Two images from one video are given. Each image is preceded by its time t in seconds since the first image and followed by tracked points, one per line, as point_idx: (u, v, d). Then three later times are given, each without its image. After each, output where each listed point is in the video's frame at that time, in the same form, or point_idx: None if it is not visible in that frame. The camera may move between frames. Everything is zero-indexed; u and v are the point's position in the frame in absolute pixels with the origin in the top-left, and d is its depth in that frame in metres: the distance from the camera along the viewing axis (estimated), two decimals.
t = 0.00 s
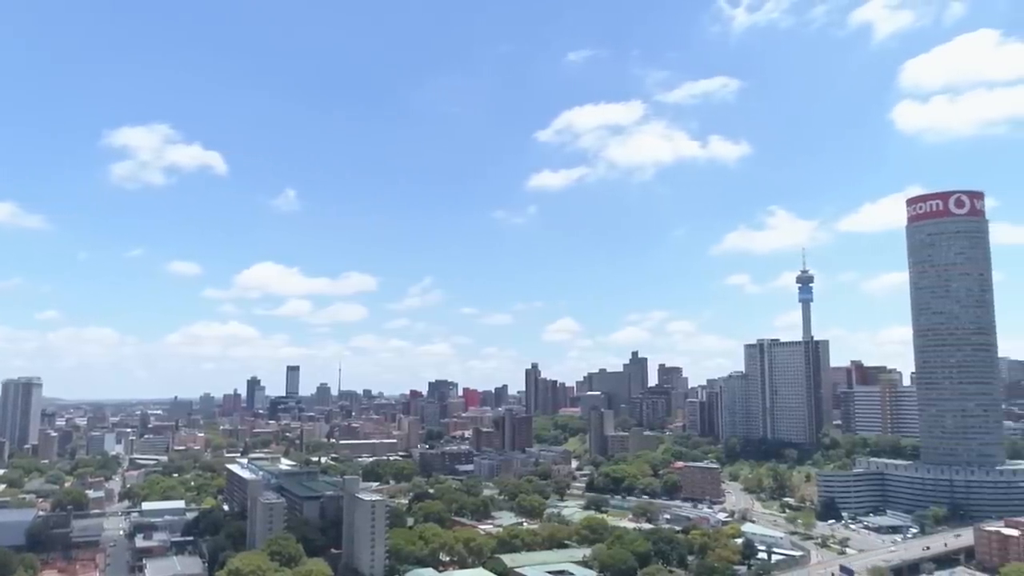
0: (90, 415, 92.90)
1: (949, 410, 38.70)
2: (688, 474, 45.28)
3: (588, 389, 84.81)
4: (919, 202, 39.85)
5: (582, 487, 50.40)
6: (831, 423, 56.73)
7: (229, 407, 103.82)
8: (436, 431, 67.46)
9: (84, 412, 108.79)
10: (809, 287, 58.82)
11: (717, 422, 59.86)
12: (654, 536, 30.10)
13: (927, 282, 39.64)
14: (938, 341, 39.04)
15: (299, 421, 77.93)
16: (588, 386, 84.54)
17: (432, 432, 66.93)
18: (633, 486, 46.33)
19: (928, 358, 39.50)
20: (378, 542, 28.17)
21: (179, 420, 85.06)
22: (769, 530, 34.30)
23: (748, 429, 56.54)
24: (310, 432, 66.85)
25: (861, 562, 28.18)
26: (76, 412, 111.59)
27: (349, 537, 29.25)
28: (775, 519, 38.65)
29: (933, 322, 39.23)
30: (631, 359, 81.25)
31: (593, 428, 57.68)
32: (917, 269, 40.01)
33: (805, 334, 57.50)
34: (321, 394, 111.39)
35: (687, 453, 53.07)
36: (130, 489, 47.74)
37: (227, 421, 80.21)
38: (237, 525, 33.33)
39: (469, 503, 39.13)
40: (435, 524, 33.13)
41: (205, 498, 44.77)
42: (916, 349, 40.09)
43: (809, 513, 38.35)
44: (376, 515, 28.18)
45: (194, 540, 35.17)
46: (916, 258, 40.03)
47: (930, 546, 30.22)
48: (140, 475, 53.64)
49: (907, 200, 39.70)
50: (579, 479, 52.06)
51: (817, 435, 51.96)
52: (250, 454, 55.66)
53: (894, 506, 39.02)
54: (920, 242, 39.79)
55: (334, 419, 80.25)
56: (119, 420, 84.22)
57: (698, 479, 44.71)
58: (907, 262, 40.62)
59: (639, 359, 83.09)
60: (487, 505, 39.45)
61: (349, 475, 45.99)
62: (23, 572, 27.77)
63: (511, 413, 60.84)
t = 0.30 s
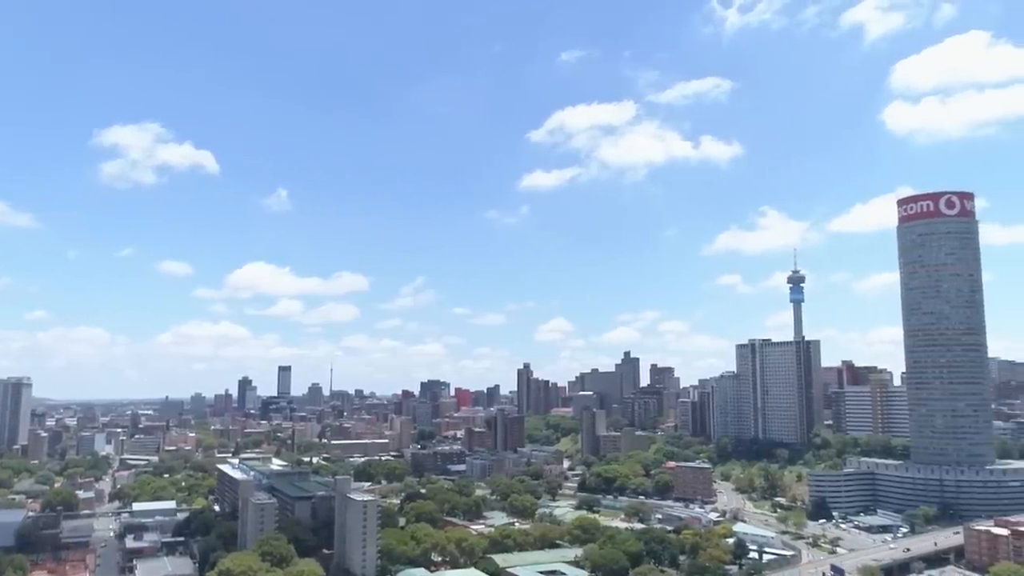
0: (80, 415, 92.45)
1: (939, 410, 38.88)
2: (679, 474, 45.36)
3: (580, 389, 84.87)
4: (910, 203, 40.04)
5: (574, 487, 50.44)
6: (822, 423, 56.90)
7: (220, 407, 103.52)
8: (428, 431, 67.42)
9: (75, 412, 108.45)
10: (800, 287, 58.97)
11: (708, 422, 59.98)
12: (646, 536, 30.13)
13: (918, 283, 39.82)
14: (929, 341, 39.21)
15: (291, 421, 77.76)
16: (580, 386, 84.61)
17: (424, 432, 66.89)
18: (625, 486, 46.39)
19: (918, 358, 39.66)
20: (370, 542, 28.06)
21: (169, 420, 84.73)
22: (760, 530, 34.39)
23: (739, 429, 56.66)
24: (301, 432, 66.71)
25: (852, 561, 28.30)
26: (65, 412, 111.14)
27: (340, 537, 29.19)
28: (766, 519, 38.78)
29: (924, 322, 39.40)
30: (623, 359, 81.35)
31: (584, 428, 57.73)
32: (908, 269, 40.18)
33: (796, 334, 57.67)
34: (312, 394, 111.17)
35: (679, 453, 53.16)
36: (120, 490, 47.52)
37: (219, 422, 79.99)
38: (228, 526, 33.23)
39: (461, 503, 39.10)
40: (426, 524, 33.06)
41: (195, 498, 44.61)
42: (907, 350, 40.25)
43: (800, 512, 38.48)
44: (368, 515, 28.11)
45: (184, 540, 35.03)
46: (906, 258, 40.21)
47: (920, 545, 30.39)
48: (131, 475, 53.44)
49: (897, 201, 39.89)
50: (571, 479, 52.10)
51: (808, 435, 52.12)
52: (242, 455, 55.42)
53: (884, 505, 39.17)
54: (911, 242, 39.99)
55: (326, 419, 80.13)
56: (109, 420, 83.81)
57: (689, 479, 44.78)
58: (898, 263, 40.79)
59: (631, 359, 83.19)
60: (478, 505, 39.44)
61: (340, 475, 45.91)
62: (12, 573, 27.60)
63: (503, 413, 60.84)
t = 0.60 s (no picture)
0: (71, 415, 92.07)
1: (932, 411, 39.02)
2: (673, 474, 45.42)
3: (573, 389, 84.89)
4: (902, 204, 40.18)
5: (567, 487, 50.46)
6: (815, 423, 57.04)
7: (213, 407, 103.27)
8: (421, 431, 67.38)
9: (66, 412, 108.04)
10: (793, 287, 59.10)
11: (701, 422, 60.07)
12: (639, 536, 30.16)
13: (910, 283, 39.96)
14: (921, 341, 39.35)
15: (284, 421, 77.58)
16: (574, 386, 84.66)
17: (417, 432, 66.85)
18: (618, 486, 46.42)
19: (910, 358, 39.80)
20: (363, 543, 28.17)
21: (162, 420, 84.46)
22: (753, 530, 34.47)
23: (732, 429, 56.77)
24: (294, 432, 66.57)
25: (844, 561, 28.39)
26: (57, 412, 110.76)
27: (333, 537, 29.13)
28: (759, 518, 38.87)
29: (916, 323, 39.54)
30: (616, 359, 81.43)
31: (578, 428, 57.77)
32: (900, 269, 40.34)
33: (789, 335, 57.81)
34: (305, 395, 111.00)
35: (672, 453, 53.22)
36: (112, 490, 47.32)
37: (211, 422, 79.78)
38: (221, 526, 33.13)
39: (454, 503, 39.07)
40: (419, 524, 33.02)
41: (188, 498, 44.47)
42: (899, 350, 40.37)
43: (793, 512, 38.57)
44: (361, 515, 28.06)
45: (177, 541, 34.90)
46: (899, 259, 40.38)
47: (912, 545, 30.49)
48: (123, 475, 53.24)
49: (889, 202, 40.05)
50: (565, 479, 52.12)
51: (801, 435, 52.25)
52: (235, 455, 55.28)
53: (876, 505, 39.29)
54: (903, 243, 40.15)
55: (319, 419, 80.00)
56: (101, 420, 83.47)
57: (683, 479, 44.85)
58: (890, 263, 40.94)
59: (625, 359, 83.26)
60: (472, 505, 39.42)
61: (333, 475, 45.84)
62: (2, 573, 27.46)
63: (497, 413, 60.85)
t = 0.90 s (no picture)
0: (63, 415, 91.73)
1: (923, 410, 39.17)
2: (666, 473, 45.49)
3: (567, 389, 84.92)
4: (894, 205, 40.34)
5: (560, 487, 50.49)
6: (807, 423, 57.17)
7: (206, 407, 102.99)
8: (414, 431, 67.31)
9: (58, 412, 107.71)
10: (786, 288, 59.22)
11: (694, 422, 60.16)
12: (633, 536, 30.21)
13: (902, 283, 40.10)
14: (913, 341, 39.48)
15: (277, 421, 77.43)
16: (567, 386, 84.69)
17: (410, 432, 66.78)
18: (611, 486, 46.46)
19: (902, 358, 39.94)
20: (356, 542, 27.95)
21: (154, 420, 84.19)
22: (745, 529, 34.56)
23: (725, 429, 56.87)
24: (287, 432, 66.44)
25: (836, 560, 28.47)
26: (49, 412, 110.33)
27: (327, 538, 29.08)
28: (752, 518, 38.97)
29: (908, 323, 39.68)
30: (610, 359, 81.49)
31: (571, 428, 57.79)
32: (892, 270, 40.48)
33: (782, 335, 57.94)
34: (299, 394, 110.81)
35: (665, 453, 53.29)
36: (104, 490, 47.15)
37: (204, 422, 79.56)
38: (214, 527, 33.03)
39: (448, 503, 39.05)
40: (412, 524, 33.00)
41: (180, 499, 44.34)
42: (892, 350, 40.50)
43: (785, 511, 38.69)
44: (354, 516, 27.99)
45: (169, 542, 34.78)
46: (891, 259, 40.52)
47: (904, 545, 30.59)
48: (114, 476, 53.07)
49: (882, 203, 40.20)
50: (558, 479, 52.16)
51: (794, 434, 52.38)
52: (228, 455, 55.12)
53: (868, 505, 39.45)
54: (895, 243, 40.30)
55: (313, 419, 79.87)
56: (92, 420, 83.11)
57: (676, 479, 44.92)
58: (882, 263, 41.09)
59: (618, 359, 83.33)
60: (465, 505, 39.39)
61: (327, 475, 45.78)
62: None
63: (490, 413, 60.83)
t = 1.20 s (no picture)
0: (53, 415, 91.25)
1: (914, 410, 39.33)
2: (657, 473, 45.57)
3: (559, 390, 84.97)
4: (885, 205, 40.49)
5: (552, 487, 50.52)
6: (799, 423, 57.34)
7: (197, 407, 102.67)
8: (406, 431, 67.25)
9: (48, 412, 107.25)
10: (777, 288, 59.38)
11: (686, 422, 60.25)
12: (625, 536, 30.23)
13: (893, 283, 40.25)
14: (903, 342, 39.64)
15: (269, 421, 77.25)
16: (559, 386, 84.74)
17: (402, 432, 66.71)
18: (603, 486, 46.49)
19: (893, 358, 40.09)
20: (348, 543, 27.92)
21: (145, 420, 83.86)
22: (737, 529, 34.64)
23: (717, 429, 56.99)
24: (279, 432, 66.28)
25: (827, 560, 28.58)
26: (38, 412, 109.87)
27: (318, 538, 29.02)
28: (744, 517, 39.07)
29: (898, 323, 39.83)
30: (602, 359, 81.57)
31: (564, 428, 57.81)
32: (884, 270, 40.62)
33: (773, 335, 58.11)
34: (290, 394, 110.56)
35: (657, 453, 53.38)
36: (94, 491, 46.90)
37: (195, 422, 79.27)
38: (205, 527, 32.90)
39: (440, 504, 39.01)
40: (404, 524, 32.97)
41: (171, 499, 44.16)
42: (883, 350, 40.64)
43: (777, 511, 38.81)
44: (346, 516, 27.96)
45: (160, 542, 34.63)
46: (882, 259, 40.67)
47: (895, 544, 30.71)
48: (105, 476, 52.85)
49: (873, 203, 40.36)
50: (550, 479, 52.19)
51: (785, 434, 52.52)
52: (219, 456, 54.92)
53: (859, 504, 39.60)
54: (886, 244, 40.47)
55: (304, 419, 79.74)
56: (82, 420, 82.70)
57: (668, 479, 44.99)
58: (873, 263, 41.24)
59: (611, 359, 83.40)
60: (457, 506, 39.35)
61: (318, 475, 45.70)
62: None
63: (483, 414, 60.82)
